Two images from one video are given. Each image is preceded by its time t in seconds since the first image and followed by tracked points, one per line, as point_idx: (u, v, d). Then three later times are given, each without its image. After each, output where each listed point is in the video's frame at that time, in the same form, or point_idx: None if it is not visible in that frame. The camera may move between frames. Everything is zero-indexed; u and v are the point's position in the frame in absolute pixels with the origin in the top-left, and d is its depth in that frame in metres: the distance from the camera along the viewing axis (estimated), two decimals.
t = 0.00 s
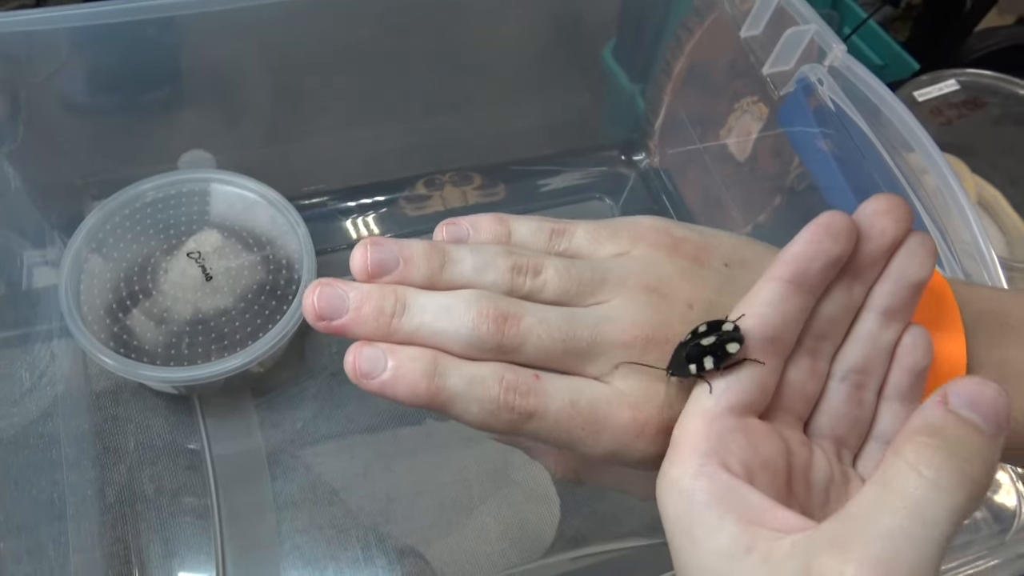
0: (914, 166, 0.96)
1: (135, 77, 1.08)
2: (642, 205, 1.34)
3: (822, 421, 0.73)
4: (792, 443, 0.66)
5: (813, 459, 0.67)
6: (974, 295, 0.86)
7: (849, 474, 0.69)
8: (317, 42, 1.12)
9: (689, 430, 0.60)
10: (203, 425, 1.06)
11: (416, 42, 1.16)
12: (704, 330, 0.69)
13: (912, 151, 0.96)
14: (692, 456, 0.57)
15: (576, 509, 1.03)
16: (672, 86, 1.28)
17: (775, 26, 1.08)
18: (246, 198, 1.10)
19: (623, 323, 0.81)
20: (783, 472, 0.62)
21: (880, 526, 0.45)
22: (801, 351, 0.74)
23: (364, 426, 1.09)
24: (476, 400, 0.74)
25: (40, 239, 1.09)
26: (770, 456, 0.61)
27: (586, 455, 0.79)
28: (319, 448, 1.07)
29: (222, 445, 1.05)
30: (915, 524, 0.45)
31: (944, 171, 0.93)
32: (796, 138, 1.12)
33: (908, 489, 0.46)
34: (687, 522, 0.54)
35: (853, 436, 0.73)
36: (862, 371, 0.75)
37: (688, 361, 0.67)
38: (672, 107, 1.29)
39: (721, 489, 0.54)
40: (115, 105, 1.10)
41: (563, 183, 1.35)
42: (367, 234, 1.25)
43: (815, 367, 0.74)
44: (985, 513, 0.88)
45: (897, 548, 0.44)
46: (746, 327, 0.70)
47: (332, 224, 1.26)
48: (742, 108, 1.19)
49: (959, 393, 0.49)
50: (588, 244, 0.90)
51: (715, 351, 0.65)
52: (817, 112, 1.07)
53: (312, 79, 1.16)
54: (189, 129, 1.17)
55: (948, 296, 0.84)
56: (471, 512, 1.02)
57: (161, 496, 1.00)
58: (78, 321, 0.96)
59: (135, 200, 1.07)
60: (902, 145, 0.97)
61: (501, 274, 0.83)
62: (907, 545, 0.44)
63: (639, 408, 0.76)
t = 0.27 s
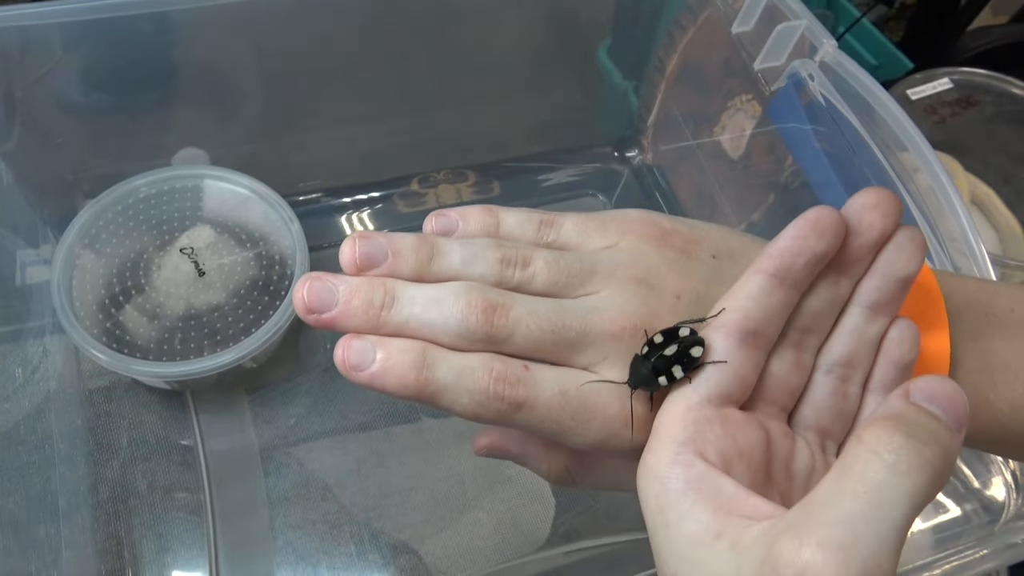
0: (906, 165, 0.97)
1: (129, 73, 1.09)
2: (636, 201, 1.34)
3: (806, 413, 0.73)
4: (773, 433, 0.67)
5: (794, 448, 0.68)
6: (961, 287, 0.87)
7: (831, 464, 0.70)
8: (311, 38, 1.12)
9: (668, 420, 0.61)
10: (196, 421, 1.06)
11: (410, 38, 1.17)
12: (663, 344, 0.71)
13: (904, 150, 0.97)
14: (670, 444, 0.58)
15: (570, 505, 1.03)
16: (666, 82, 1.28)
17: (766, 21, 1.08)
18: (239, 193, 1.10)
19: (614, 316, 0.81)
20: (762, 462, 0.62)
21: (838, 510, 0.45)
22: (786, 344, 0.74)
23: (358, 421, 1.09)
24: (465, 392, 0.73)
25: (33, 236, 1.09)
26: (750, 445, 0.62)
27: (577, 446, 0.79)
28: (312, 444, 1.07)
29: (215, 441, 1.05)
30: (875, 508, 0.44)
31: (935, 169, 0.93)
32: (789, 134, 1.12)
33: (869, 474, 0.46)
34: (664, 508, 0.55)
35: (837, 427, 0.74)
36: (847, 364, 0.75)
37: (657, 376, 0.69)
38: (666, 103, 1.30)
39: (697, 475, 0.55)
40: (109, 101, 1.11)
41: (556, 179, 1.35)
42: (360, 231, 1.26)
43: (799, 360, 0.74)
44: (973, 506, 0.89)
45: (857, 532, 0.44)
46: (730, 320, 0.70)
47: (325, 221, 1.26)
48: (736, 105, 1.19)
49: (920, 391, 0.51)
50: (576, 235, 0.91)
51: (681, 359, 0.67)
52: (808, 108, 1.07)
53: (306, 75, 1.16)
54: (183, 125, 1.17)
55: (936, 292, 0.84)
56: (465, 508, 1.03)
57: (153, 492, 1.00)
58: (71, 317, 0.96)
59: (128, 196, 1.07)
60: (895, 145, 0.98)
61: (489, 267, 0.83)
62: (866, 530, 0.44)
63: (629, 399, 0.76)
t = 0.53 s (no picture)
0: (902, 165, 0.98)
1: (128, 70, 1.09)
2: (633, 200, 1.35)
3: (812, 410, 0.74)
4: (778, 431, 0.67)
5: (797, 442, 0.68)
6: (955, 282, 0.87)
7: (837, 463, 0.70)
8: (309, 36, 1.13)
9: (676, 416, 0.62)
10: (193, 417, 1.07)
11: (408, 36, 1.17)
12: (650, 351, 0.71)
13: (901, 150, 0.97)
14: (674, 439, 0.59)
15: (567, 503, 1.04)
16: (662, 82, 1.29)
17: (762, 21, 1.08)
18: (237, 190, 1.11)
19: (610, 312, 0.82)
20: (767, 457, 0.63)
21: (839, 512, 0.44)
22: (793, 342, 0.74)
23: (355, 417, 1.10)
24: (466, 378, 0.74)
25: (32, 232, 1.09)
26: (754, 442, 0.62)
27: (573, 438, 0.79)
28: (310, 442, 1.07)
29: (213, 437, 1.06)
30: (876, 509, 0.44)
31: (932, 169, 0.94)
32: (784, 134, 1.12)
33: (872, 476, 0.45)
34: (668, 502, 0.56)
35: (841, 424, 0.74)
36: (854, 362, 0.75)
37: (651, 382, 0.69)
38: (662, 102, 1.30)
39: (699, 472, 0.55)
40: (107, 98, 1.11)
41: (553, 178, 1.35)
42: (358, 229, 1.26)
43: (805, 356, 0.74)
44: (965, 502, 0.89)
45: (857, 533, 0.44)
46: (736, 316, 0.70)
47: (323, 218, 1.27)
48: (732, 106, 1.20)
49: (922, 405, 0.50)
50: (568, 237, 0.92)
51: (677, 361, 0.68)
52: (802, 107, 1.08)
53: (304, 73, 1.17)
54: (181, 122, 1.18)
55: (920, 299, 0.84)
56: (461, 506, 1.03)
57: (151, 487, 1.00)
58: (69, 312, 0.97)
59: (127, 192, 1.08)
60: (892, 145, 0.98)
61: (484, 262, 0.84)
62: (866, 532, 0.43)
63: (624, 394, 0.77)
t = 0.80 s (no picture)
0: (901, 166, 0.98)
1: (127, 70, 1.09)
2: (631, 200, 1.35)
3: (820, 409, 0.74)
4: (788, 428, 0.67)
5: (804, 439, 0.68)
6: (951, 281, 0.88)
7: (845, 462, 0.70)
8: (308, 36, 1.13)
9: (684, 410, 0.63)
10: (193, 415, 1.07)
11: (407, 36, 1.17)
12: (642, 354, 0.72)
13: (899, 152, 0.98)
14: (680, 433, 0.60)
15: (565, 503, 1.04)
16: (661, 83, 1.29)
17: (760, 21, 1.09)
18: (236, 190, 1.11)
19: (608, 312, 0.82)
20: (774, 454, 0.63)
21: (837, 507, 0.45)
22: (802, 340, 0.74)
23: (354, 416, 1.10)
24: (469, 367, 0.73)
25: (31, 230, 1.09)
26: (762, 438, 0.62)
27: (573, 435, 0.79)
28: (308, 441, 1.07)
29: (212, 436, 1.06)
30: (874, 505, 0.44)
31: (929, 171, 0.94)
32: (782, 134, 1.13)
33: (872, 472, 0.45)
34: (673, 497, 0.57)
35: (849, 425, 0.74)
36: (863, 362, 0.75)
37: (650, 384, 0.71)
38: (661, 103, 1.30)
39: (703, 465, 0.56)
40: (107, 97, 1.11)
41: (551, 178, 1.36)
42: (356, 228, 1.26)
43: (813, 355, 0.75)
44: (961, 500, 0.90)
45: (854, 528, 0.44)
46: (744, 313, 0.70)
47: (321, 218, 1.27)
48: (731, 106, 1.20)
49: (927, 403, 0.51)
50: (565, 237, 0.92)
51: (673, 360, 0.71)
52: (800, 108, 1.08)
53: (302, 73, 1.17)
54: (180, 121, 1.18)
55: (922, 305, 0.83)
56: (460, 505, 1.03)
57: (150, 486, 1.00)
58: (69, 311, 0.97)
59: (127, 191, 1.08)
60: (891, 146, 0.99)
61: (481, 261, 0.84)
62: (863, 527, 0.44)
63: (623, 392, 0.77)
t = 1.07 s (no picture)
0: (898, 166, 0.98)
1: (125, 69, 1.09)
2: (628, 199, 1.35)
3: (832, 412, 0.74)
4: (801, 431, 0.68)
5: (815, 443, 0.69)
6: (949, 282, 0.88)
7: (856, 467, 0.70)
8: (306, 34, 1.13)
9: (700, 407, 0.61)
10: (189, 413, 1.07)
11: (404, 35, 1.18)
12: (631, 350, 0.72)
13: (897, 152, 0.98)
14: (699, 430, 0.59)
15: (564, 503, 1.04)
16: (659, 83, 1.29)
17: (758, 21, 1.09)
18: (234, 188, 1.11)
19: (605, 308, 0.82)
20: (791, 455, 0.63)
21: (861, 518, 0.44)
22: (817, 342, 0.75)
23: (351, 414, 1.10)
24: (462, 342, 0.74)
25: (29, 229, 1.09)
26: (780, 439, 0.62)
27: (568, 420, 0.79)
28: (305, 441, 1.07)
29: (209, 435, 1.06)
30: (900, 521, 0.43)
31: (927, 171, 0.94)
32: (780, 134, 1.13)
33: (898, 485, 0.43)
34: (689, 494, 0.56)
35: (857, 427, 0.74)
36: (876, 365, 0.76)
37: (642, 379, 0.72)
38: (659, 103, 1.31)
39: (722, 463, 0.55)
40: (104, 96, 1.11)
41: (549, 177, 1.36)
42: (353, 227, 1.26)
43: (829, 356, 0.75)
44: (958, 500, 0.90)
45: (877, 542, 0.43)
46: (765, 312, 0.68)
47: (319, 217, 1.27)
48: (728, 106, 1.20)
49: (959, 409, 0.48)
50: (562, 236, 0.92)
51: (661, 356, 0.73)
52: (798, 107, 1.09)
53: (300, 72, 1.17)
54: (178, 120, 1.18)
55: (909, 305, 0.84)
56: (457, 506, 1.03)
57: (146, 485, 1.00)
58: (65, 310, 0.97)
59: (124, 189, 1.08)
60: (888, 146, 0.99)
61: (477, 246, 0.85)
62: (889, 542, 0.43)
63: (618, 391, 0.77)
